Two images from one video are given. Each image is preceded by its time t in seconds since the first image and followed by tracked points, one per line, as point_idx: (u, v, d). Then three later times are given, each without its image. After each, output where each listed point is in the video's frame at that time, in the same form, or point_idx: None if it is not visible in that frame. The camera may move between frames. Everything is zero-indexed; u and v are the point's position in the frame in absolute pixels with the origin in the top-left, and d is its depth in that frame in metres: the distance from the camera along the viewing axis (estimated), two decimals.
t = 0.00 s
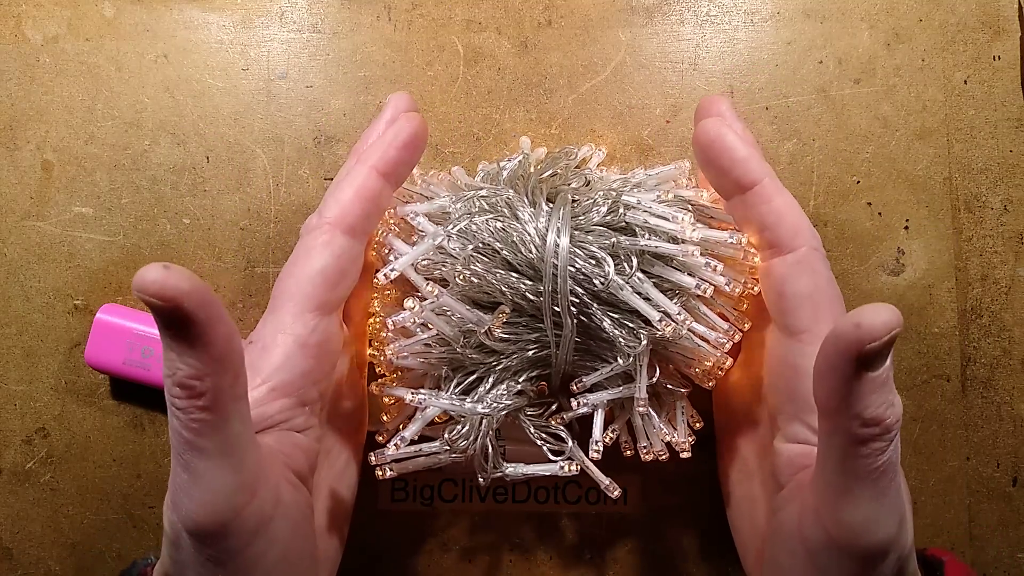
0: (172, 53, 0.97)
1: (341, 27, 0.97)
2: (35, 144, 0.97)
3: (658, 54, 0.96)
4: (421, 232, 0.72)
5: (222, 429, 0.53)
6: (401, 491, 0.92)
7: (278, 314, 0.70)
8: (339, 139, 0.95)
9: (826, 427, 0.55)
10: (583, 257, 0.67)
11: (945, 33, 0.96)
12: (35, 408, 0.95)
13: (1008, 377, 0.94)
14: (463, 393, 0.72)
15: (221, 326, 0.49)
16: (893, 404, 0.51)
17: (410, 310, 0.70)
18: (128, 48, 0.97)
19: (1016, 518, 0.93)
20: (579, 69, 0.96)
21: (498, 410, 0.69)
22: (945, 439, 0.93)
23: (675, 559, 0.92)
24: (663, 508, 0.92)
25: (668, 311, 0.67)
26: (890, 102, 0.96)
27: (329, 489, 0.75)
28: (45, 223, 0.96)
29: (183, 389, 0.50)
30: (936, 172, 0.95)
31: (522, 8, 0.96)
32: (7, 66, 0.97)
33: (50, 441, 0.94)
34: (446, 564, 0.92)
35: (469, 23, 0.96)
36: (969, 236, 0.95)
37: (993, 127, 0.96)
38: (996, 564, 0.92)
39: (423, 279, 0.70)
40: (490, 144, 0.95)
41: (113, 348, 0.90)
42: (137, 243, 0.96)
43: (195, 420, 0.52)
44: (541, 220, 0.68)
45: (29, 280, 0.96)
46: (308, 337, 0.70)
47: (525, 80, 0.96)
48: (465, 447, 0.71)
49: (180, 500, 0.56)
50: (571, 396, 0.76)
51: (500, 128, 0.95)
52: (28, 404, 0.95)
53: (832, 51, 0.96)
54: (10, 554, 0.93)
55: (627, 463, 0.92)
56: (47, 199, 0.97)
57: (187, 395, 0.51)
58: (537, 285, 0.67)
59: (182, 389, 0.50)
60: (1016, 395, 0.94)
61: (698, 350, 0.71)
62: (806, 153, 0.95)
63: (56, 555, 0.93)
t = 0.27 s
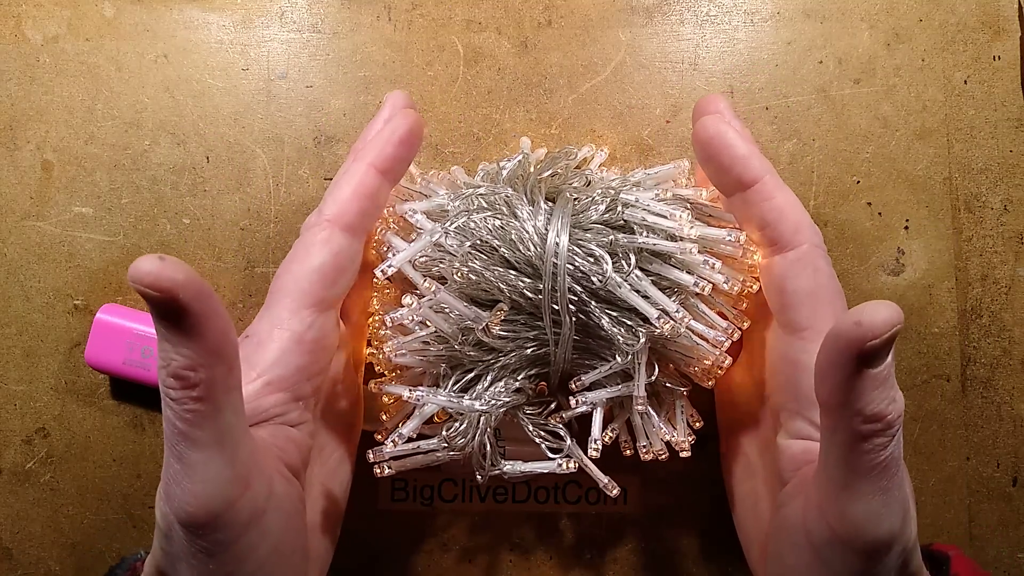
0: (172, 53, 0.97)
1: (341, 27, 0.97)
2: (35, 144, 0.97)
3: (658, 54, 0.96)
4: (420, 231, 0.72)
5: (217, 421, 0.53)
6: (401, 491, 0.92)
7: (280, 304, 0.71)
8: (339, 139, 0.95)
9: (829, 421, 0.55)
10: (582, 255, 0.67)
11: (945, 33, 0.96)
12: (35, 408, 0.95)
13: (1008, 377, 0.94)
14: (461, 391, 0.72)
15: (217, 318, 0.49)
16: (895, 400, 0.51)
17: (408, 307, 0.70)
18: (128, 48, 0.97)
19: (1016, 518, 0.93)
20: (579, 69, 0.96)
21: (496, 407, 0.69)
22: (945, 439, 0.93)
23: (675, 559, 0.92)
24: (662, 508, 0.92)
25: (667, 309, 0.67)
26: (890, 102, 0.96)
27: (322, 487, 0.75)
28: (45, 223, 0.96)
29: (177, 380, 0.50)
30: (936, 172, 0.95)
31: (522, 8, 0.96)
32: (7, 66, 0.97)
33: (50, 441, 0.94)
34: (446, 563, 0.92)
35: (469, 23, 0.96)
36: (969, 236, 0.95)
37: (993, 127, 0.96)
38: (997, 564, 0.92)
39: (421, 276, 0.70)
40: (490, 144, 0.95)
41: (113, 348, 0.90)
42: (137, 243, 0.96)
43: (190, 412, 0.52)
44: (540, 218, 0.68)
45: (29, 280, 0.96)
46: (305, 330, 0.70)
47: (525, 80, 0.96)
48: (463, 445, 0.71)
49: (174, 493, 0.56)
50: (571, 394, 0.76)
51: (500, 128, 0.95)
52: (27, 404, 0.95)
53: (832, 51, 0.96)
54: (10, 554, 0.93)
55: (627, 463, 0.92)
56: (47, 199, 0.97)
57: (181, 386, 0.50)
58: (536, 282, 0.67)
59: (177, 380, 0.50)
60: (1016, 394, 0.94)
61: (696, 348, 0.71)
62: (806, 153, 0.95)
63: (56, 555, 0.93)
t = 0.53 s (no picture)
0: (171, 53, 0.97)
1: (341, 27, 0.97)
2: (35, 144, 0.97)
3: (658, 54, 0.96)
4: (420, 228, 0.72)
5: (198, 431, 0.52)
6: (401, 491, 0.92)
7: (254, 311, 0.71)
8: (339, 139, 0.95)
9: (811, 421, 0.54)
10: (582, 252, 0.67)
11: (945, 33, 0.96)
12: (35, 408, 0.95)
13: (1007, 377, 0.94)
14: (461, 388, 0.72)
15: (208, 325, 0.49)
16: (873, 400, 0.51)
17: (409, 303, 0.69)
18: (128, 48, 0.97)
19: (1016, 518, 0.93)
20: (579, 69, 0.96)
21: (496, 404, 0.70)
22: (945, 439, 0.93)
23: (675, 559, 0.92)
24: (662, 508, 0.92)
25: (667, 307, 0.67)
26: (890, 102, 0.96)
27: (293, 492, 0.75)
28: (45, 223, 0.96)
29: (161, 390, 0.49)
30: (936, 172, 0.95)
31: (522, 8, 0.96)
32: (7, 66, 0.97)
33: (50, 441, 0.94)
34: (446, 563, 0.92)
35: (469, 23, 0.96)
36: (969, 236, 0.95)
37: (993, 127, 0.96)
38: (996, 564, 0.92)
39: (421, 273, 0.70)
40: (490, 144, 0.95)
41: (113, 348, 0.90)
42: (137, 243, 0.96)
43: (173, 424, 0.51)
44: (541, 216, 0.68)
45: (29, 280, 0.96)
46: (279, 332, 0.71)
47: (525, 80, 0.96)
48: (462, 442, 0.72)
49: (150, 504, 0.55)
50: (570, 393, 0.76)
51: (500, 128, 0.95)
52: (28, 404, 0.95)
53: (832, 51, 0.96)
54: (10, 553, 0.93)
55: (627, 463, 0.92)
56: (47, 199, 0.97)
57: (166, 396, 0.49)
58: (536, 280, 0.67)
59: (161, 390, 0.49)
60: (1016, 394, 0.94)
61: (695, 346, 0.71)
62: (806, 153, 0.95)
63: (56, 555, 0.93)
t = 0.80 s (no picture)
0: (171, 53, 0.97)
1: (341, 27, 0.97)
2: (34, 144, 0.97)
3: (658, 54, 0.96)
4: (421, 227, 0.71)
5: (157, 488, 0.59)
6: (401, 491, 0.93)
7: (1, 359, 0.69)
8: (340, 139, 0.96)
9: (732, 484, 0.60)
10: (582, 252, 0.66)
11: (945, 33, 0.96)
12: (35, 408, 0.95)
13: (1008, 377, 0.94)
14: (461, 387, 0.72)
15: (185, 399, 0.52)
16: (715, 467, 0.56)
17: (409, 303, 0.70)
18: (128, 48, 0.97)
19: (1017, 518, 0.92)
20: (579, 69, 0.96)
21: (496, 404, 0.69)
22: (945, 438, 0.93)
23: (676, 559, 0.92)
24: (662, 508, 0.92)
25: (667, 307, 0.67)
26: (890, 102, 0.96)
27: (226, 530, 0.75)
28: (45, 223, 0.96)
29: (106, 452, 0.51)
30: (936, 172, 0.95)
31: (522, 8, 0.96)
32: (7, 66, 0.97)
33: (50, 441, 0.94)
34: (445, 563, 0.92)
35: (469, 23, 0.96)
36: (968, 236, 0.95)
37: (993, 127, 0.95)
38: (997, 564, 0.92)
39: (421, 272, 0.70)
40: (490, 144, 0.95)
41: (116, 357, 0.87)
42: (137, 243, 0.96)
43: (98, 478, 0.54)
44: (541, 216, 0.68)
45: (29, 280, 0.96)
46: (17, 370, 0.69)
47: (525, 80, 0.96)
48: (462, 442, 0.72)
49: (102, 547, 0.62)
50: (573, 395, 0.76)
51: (500, 128, 0.95)
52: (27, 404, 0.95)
53: (832, 51, 0.96)
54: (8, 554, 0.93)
55: (626, 463, 0.92)
56: (47, 199, 0.97)
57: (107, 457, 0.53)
58: (536, 280, 0.67)
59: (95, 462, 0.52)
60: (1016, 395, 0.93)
61: (695, 346, 0.71)
62: (806, 153, 0.95)
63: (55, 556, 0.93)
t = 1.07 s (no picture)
0: (171, 53, 0.97)
1: (341, 27, 0.97)
2: (35, 144, 0.97)
3: (658, 54, 0.96)
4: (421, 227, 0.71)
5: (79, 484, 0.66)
6: (401, 491, 0.93)
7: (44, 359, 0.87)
8: (340, 139, 0.96)
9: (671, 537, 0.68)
10: (582, 252, 0.66)
11: (945, 33, 0.96)
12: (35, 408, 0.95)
13: (1007, 377, 0.94)
14: (461, 387, 0.72)
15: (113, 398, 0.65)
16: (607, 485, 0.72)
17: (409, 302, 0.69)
18: (128, 48, 0.97)
19: (1016, 518, 0.93)
20: (579, 69, 0.96)
21: (496, 404, 0.69)
22: (945, 438, 0.93)
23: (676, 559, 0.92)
24: (663, 508, 0.92)
25: (667, 307, 0.66)
26: (890, 102, 0.96)
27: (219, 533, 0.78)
28: (45, 223, 0.96)
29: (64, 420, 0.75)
30: (936, 172, 0.95)
31: (522, 8, 0.96)
32: (7, 66, 0.97)
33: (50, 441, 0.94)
34: (446, 563, 0.92)
35: (469, 23, 0.96)
36: (968, 236, 0.95)
37: (993, 127, 0.95)
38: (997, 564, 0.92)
39: (421, 272, 0.69)
40: (490, 144, 0.95)
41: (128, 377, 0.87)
42: (137, 243, 0.96)
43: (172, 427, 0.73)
44: (541, 216, 0.68)
45: (29, 280, 0.96)
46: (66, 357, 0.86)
47: (525, 80, 0.96)
48: (462, 441, 0.72)
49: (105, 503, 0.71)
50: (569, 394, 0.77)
51: (500, 128, 0.95)
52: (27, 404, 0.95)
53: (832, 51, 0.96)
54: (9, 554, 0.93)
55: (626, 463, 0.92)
56: (47, 199, 0.97)
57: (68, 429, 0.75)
58: (536, 280, 0.67)
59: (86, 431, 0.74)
60: (1016, 394, 0.94)
61: (695, 347, 0.71)
62: (806, 153, 0.95)
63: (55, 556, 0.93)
